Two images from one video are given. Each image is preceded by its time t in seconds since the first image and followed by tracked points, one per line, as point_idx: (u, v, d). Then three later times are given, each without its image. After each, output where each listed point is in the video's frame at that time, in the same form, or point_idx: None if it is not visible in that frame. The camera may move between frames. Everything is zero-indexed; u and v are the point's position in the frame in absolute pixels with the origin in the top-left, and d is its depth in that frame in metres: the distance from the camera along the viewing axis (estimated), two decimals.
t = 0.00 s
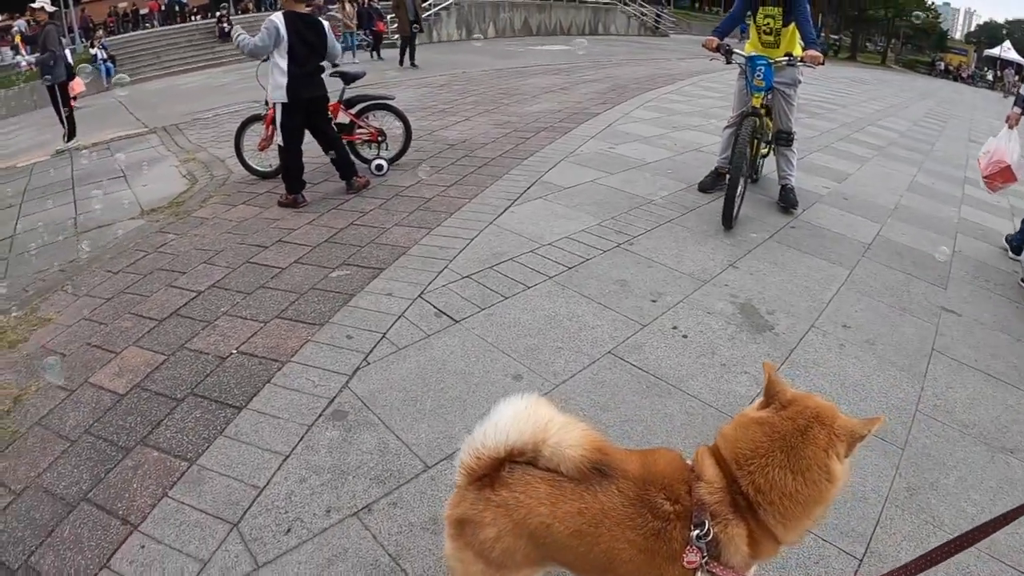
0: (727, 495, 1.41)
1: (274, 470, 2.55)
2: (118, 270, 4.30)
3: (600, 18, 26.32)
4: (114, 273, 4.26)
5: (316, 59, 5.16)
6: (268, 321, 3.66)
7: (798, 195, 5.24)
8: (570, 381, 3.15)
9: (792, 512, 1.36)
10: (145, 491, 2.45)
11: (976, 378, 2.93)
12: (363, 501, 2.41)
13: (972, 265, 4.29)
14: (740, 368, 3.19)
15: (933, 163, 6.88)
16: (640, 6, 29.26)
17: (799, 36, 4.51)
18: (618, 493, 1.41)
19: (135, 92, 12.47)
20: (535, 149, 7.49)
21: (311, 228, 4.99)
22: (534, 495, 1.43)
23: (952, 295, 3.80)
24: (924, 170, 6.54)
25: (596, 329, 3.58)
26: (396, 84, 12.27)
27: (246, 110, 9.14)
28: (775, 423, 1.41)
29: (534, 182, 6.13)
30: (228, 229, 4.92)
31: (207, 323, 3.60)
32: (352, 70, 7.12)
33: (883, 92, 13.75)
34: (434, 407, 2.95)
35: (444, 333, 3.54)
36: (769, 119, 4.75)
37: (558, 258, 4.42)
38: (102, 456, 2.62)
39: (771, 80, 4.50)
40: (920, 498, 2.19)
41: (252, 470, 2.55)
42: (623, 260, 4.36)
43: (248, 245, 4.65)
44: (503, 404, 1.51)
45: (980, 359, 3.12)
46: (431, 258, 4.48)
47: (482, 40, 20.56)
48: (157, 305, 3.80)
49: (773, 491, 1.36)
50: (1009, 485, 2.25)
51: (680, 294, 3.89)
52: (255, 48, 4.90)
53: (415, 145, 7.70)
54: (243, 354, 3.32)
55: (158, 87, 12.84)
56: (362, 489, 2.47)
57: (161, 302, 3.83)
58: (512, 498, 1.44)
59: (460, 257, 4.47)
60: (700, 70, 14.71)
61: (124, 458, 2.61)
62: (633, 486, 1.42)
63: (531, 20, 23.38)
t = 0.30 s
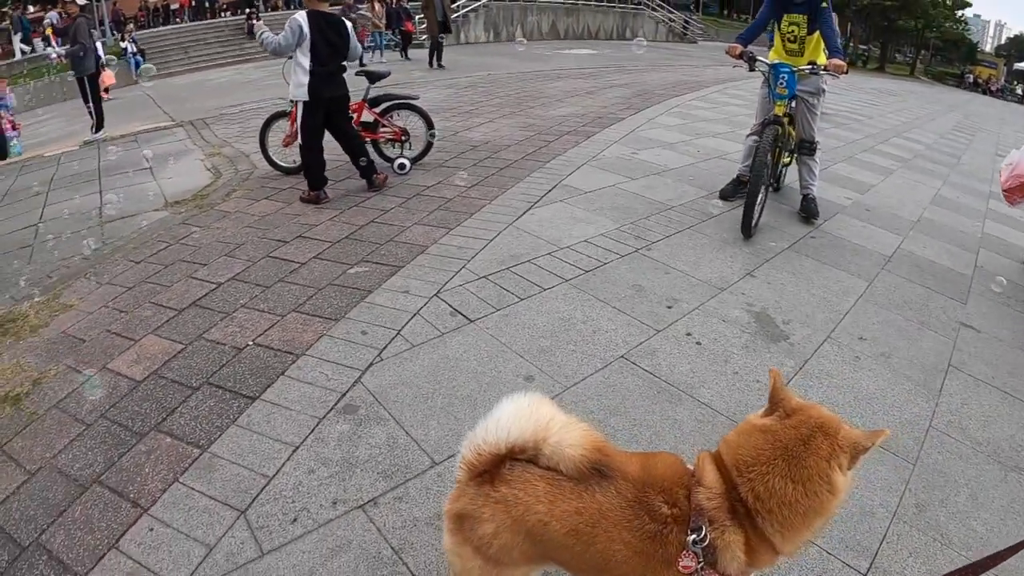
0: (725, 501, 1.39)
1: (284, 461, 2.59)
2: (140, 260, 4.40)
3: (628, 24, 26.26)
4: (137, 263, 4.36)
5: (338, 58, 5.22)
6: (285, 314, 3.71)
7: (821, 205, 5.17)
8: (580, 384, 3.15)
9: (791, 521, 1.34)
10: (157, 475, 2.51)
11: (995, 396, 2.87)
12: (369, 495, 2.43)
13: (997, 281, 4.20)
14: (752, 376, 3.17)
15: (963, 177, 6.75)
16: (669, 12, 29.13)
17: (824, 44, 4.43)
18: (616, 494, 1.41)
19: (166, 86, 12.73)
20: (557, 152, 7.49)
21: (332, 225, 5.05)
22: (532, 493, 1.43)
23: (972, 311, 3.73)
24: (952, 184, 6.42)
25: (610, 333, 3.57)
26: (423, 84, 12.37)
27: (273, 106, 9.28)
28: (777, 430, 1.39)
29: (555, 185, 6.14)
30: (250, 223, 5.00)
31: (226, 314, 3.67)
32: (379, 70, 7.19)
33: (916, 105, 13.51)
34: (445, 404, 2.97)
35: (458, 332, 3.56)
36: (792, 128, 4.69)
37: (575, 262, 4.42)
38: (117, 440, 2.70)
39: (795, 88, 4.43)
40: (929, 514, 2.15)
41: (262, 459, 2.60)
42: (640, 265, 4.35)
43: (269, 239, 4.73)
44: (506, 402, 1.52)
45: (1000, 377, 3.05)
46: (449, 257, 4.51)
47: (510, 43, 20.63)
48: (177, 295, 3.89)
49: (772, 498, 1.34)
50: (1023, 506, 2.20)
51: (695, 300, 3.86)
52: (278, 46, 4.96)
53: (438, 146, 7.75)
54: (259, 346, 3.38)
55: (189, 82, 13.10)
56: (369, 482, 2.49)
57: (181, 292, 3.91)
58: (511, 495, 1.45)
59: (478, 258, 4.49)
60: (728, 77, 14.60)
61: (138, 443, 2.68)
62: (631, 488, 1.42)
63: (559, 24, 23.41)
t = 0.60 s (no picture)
0: (721, 502, 1.37)
1: (293, 451, 2.64)
2: (158, 252, 4.48)
3: (650, 25, 26.15)
4: (155, 255, 4.45)
5: (354, 57, 5.27)
6: (299, 308, 3.76)
7: (839, 209, 5.11)
8: (589, 383, 3.16)
9: (786, 524, 1.32)
10: (168, 462, 2.57)
11: (1009, 405, 2.82)
12: (375, 486, 2.47)
13: (1018, 289, 4.12)
14: (762, 380, 3.15)
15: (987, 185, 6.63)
16: (692, 14, 28.97)
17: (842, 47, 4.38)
18: (613, 490, 1.42)
19: (190, 82, 12.93)
20: (575, 152, 7.49)
21: (348, 221, 5.11)
22: (529, 487, 1.45)
23: (987, 319, 3.67)
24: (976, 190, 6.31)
25: (620, 333, 3.57)
26: (443, 83, 12.43)
27: (294, 103, 9.38)
28: (775, 432, 1.37)
29: (572, 186, 6.14)
30: (268, 218, 5.07)
31: (241, 307, 3.74)
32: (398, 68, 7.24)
33: (943, 112, 13.29)
34: (453, 399, 3.00)
35: (469, 329, 3.58)
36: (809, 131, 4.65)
37: (588, 262, 4.42)
38: (130, 427, 2.76)
39: (812, 91, 4.39)
40: (935, 523, 2.13)
41: (271, 449, 2.64)
42: (654, 266, 4.34)
43: (286, 234, 4.79)
44: (506, 397, 1.54)
45: (1016, 386, 3.00)
46: (462, 255, 4.54)
47: (531, 43, 20.64)
48: (193, 287, 3.96)
49: (767, 500, 1.32)
50: None
51: (708, 302, 3.84)
52: (295, 44, 5.02)
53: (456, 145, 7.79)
54: (272, 339, 3.43)
55: (212, 78, 13.30)
56: (375, 474, 2.53)
57: (197, 285, 3.99)
58: (507, 488, 1.47)
59: (492, 256, 4.51)
60: (750, 80, 14.47)
61: (151, 430, 2.74)
62: (627, 484, 1.43)
63: (580, 24, 23.38)
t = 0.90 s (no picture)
0: (719, 503, 1.37)
1: (304, 444, 2.68)
2: (180, 248, 4.58)
3: (674, 29, 26.03)
4: (177, 251, 4.55)
5: (373, 58, 5.33)
6: (316, 305, 3.82)
7: (859, 216, 5.05)
8: (599, 384, 3.16)
9: (785, 527, 1.30)
10: (182, 453, 2.63)
11: None
12: (383, 481, 2.50)
13: None
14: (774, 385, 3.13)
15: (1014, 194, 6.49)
16: (717, 18, 28.78)
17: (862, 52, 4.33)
18: (612, 489, 1.43)
19: (216, 82, 13.16)
20: (594, 155, 7.49)
21: (367, 220, 5.17)
22: (528, 483, 1.47)
23: (1006, 328, 3.60)
24: (1003, 199, 6.18)
25: (632, 336, 3.57)
26: (465, 85, 12.50)
27: (317, 103, 9.51)
28: (776, 434, 1.36)
29: (590, 188, 6.15)
30: (288, 217, 5.16)
31: (258, 303, 3.81)
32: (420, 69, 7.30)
33: (974, 120, 13.03)
34: (464, 398, 3.02)
35: (482, 329, 3.61)
36: (829, 136, 4.60)
37: (604, 264, 4.42)
38: (147, 418, 2.83)
39: (831, 95, 4.34)
40: (944, 533, 2.10)
41: (283, 442, 2.69)
42: (669, 270, 4.32)
43: (305, 232, 4.86)
44: (509, 394, 1.56)
45: None
46: (478, 256, 4.56)
47: (554, 45, 20.68)
48: (213, 283, 4.04)
49: (765, 502, 1.31)
50: None
51: (722, 307, 3.82)
52: (315, 46, 5.09)
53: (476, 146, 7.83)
54: (288, 335, 3.49)
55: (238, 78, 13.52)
56: (384, 469, 2.56)
57: (216, 281, 4.07)
58: (508, 484, 1.49)
59: (508, 257, 4.53)
60: (775, 84, 14.33)
61: (167, 421, 2.81)
62: (626, 483, 1.44)
63: (604, 27, 23.34)
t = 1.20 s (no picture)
0: (718, 503, 1.37)
1: (316, 439, 2.73)
2: (200, 245, 4.68)
3: (695, 32, 25.88)
4: (197, 248, 4.64)
5: (391, 59, 5.40)
6: (332, 303, 3.88)
7: (878, 222, 4.98)
8: (610, 386, 3.17)
9: (783, 529, 1.30)
10: (196, 444, 2.69)
11: None
12: (392, 476, 2.53)
13: None
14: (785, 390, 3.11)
15: None
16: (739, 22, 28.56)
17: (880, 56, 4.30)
18: (611, 486, 1.45)
19: (239, 82, 13.37)
20: (612, 158, 7.48)
21: (385, 220, 5.23)
22: (529, 479, 1.49)
23: None
24: None
25: (645, 338, 3.57)
26: (486, 87, 12.57)
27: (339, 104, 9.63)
28: (775, 435, 1.36)
29: (607, 191, 6.14)
30: (307, 216, 5.23)
31: (275, 300, 3.87)
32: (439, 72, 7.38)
33: (1003, 127, 12.78)
34: (476, 397, 3.04)
35: (496, 329, 3.63)
36: (847, 140, 4.56)
37: (618, 267, 4.42)
38: (163, 410, 2.90)
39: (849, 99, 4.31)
40: (952, 542, 2.08)
41: (295, 436, 2.74)
42: (683, 273, 4.31)
43: (323, 231, 4.94)
44: (512, 391, 1.58)
45: None
46: (494, 256, 4.59)
47: (575, 48, 20.70)
48: (231, 280, 4.12)
49: (762, 503, 1.31)
50: None
51: (736, 311, 3.80)
52: (334, 47, 5.16)
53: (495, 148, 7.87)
54: (304, 332, 3.54)
55: (261, 79, 13.72)
56: (393, 464, 2.59)
57: (235, 278, 4.15)
58: (509, 480, 1.51)
59: (524, 258, 4.55)
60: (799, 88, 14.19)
61: (183, 413, 2.88)
62: (625, 482, 1.45)
63: (625, 31, 23.31)
